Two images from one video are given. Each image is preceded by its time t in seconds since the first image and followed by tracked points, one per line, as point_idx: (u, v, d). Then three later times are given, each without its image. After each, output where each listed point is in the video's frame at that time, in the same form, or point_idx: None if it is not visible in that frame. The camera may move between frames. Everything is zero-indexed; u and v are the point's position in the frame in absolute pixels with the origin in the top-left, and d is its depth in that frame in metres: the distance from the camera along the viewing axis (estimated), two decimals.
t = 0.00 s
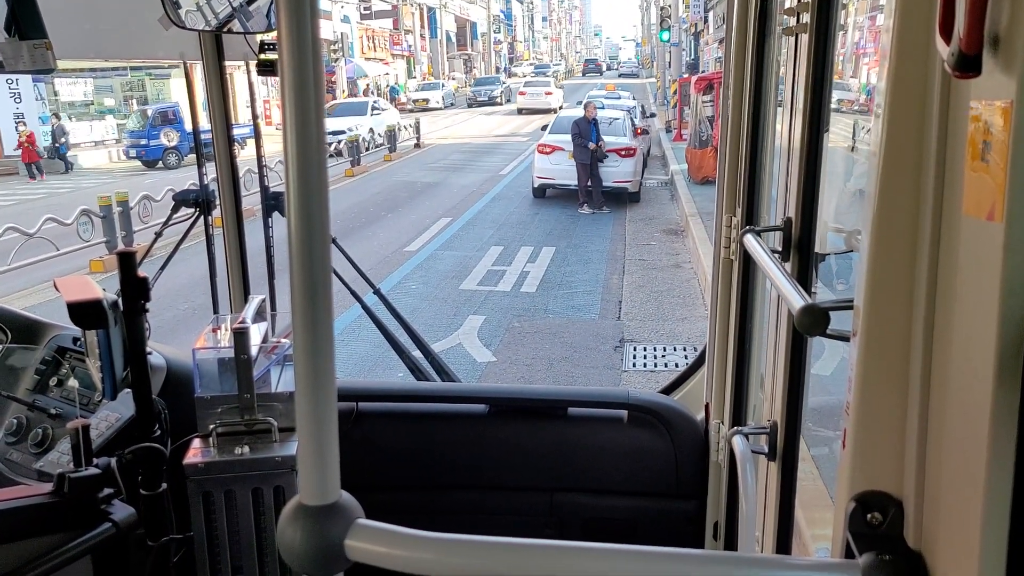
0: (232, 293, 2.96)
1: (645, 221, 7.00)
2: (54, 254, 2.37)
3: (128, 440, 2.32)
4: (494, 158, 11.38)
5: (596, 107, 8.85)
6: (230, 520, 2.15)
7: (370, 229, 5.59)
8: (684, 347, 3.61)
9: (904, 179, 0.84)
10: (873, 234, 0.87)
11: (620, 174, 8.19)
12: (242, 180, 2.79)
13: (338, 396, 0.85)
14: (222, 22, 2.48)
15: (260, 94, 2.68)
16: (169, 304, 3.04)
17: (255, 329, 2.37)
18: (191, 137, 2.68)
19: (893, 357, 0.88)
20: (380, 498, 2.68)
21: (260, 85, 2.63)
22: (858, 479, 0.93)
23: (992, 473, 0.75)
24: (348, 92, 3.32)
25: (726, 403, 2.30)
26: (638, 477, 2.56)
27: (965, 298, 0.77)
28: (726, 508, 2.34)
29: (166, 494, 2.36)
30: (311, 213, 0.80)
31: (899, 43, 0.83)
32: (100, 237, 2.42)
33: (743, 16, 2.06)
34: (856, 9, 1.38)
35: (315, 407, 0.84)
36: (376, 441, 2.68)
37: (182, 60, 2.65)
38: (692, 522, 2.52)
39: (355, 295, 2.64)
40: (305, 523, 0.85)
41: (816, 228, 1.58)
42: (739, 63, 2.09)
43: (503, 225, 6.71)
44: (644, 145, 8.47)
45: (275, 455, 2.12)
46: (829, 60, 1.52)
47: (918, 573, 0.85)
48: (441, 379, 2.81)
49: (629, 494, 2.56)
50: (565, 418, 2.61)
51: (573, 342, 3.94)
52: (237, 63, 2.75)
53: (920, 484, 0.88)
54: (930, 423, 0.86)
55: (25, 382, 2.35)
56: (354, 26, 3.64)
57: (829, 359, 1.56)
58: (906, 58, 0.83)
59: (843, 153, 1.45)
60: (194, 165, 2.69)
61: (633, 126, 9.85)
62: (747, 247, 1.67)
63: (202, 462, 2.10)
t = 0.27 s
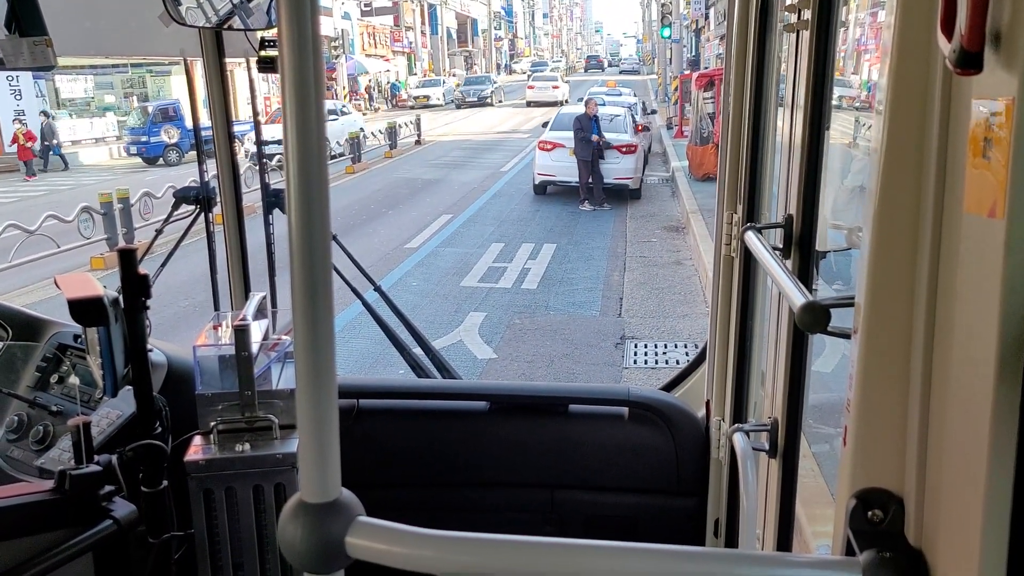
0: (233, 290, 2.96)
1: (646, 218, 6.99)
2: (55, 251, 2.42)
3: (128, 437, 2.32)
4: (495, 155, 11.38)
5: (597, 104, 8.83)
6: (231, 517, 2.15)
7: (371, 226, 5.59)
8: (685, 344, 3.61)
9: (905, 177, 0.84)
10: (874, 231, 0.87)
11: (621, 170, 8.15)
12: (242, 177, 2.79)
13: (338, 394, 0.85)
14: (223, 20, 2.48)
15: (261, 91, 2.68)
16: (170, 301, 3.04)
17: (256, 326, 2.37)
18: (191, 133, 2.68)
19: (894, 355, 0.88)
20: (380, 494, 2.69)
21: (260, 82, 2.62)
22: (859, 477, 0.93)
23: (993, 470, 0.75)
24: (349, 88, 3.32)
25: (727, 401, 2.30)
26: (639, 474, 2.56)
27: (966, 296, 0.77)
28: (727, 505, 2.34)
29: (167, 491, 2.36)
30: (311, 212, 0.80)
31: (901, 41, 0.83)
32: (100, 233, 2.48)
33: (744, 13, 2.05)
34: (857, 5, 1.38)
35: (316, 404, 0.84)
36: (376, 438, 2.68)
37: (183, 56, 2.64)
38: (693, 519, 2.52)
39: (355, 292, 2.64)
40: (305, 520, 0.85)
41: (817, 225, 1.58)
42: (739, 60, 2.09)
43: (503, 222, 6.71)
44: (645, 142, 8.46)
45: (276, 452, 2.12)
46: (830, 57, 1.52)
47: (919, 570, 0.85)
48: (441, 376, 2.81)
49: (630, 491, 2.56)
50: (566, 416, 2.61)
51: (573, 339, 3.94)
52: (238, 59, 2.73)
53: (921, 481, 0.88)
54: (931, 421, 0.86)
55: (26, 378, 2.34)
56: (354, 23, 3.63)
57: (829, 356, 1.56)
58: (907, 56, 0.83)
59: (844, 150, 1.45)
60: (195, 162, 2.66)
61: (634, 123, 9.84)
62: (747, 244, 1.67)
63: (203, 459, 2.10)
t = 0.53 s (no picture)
0: (233, 288, 2.96)
1: (646, 216, 6.99)
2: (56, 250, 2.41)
3: (128, 435, 2.32)
4: (495, 153, 11.37)
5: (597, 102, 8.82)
6: (232, 516, 2.15)
7: (372, 225, 5.59)
8: (685, 343, 3.61)
9: (905, 176, 0.84)
10: (874, 230, 0.87)
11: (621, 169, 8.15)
12: (242, 175, 2.79)
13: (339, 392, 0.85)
14: (223, 17, 2.47)
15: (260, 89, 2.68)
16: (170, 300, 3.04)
17: (256, 324, 2.37)
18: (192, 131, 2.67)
19: (894, 353, 0.88)
20: (380, 493, 2.69)
21: (260, 80, 2.62)
22: (859, 475, 0.93)
23: (993, 468, 0.75)
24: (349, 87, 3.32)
25: (727, 399, 2.30)
26: (639, 472, 2.56)
27: (966, 294, 0.77)
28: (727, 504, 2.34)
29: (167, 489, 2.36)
30: (312, 211, 0.80)
31: (901, 40, 0.83)
32: (100, 232, 2.52)
33: (744, 12, 2.05)
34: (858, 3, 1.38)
35: (316, 403, 0.84)
36: (376, 437, 2.68)
37: (183, 55, 2.65)
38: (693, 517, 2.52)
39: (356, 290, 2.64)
40: (305, 519, 0.85)
41: (817, 223, 1.58)
42: (739, 59, 2.09)
43: (503, 221, 6.71)
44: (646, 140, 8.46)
45: (277, 451, 2.12)
46: (830, 56, 1.52)
47: (919, 568, 0.85)
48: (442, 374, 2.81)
49: (630, 490, 2.56)
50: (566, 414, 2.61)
51: (573, 337, 3.95)
52: (238, 57, 2.74)
53: (921, 479, 0.88)
54: (931, 419, 0.86)
55: (26, 377, 2.35)
56: (354, 21, 3.63)
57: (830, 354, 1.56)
58: (907, 55, 0.83)
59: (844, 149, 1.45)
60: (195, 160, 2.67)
61: (634, 121, 9.84)
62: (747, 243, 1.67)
63: (203, 457, 2.10)
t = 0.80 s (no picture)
0: (233, 287, 2.96)
1: (646, 214, 6.99)
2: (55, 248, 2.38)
3: (128, 434, 2.32)
4: (495, 152, 11.37)
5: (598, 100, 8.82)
6: (232, 514, 2.15)
7: (372, 224, 5.59)
8: (685, 341, 3.61)
9: (905, 174, 0.84)
10: (876, 228, 0.87)
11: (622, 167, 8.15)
12: (243, 173, 2.79)
13: (339, 389, 0.85)
14: (223, 15, 2.47)
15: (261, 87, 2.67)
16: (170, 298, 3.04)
17: (256, 322, 2.37)
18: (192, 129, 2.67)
19: (894, 351, 0.88)
20: (380, 491, 2.69)
21: (261, 78, 2.62)
22: (860, 473, 0.93)
23: (994, 466, 0.75)
24: (349, 85, 3.32)
25: (727, 397, 2.30)
26: (639, 471, 2.56)
27: (968, 292, 0.77)
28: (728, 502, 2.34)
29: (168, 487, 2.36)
30: (313, 210, 0.80)
31: (902, 38, 0.83)
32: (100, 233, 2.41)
33: (745, 10, 2.05)
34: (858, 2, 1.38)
35: (317, 400, 0.84)
36: (377, 435, 2.68)
37: (184, 54, 2.64)
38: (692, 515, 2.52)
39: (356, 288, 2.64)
40: (306, 516, 0.85)
41: (817, 221, 1.58)
42: (740, 57, 2.09)
43: (504, 219, 6.71)
44: (646, 139, 8.45)
45: (277, 448, 2.12)
46: (831, 54, 1.52)
47: (920, 566, 0.85)
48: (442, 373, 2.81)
49: (630, 489, 2.57)
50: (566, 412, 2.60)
51: (573, 336, 3.95)
52: (239, 56, 2.72)
53: (922, 476, 0.88)
54: (932, 417, 0.86)
55: (27, 375, 2.33)
56: (354, 19, 3.63)
57: (830, 352, 1.56)
58: (908, 53, 0.83)
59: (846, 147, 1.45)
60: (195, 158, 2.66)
61: (634, 120, 9.83)
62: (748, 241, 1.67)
63: (204, 455, 2.10)
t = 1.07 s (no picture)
0: (233, 286, 2.96)
1: (647, 214, 6.99)
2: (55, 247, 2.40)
3: (129, 432, 2.33)
4: (496, 151, 11.37)
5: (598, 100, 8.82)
6: (233, 513, 2.15)
7: (373, 223, 5.59)
8: (685, 340, 3.61)
9: (907, 174, 0.84)
10: (876, 228, 0.87)
11: (622, 166, 8.14)
12: (243, 173, 2.79)
13: (339, 388, 0.85)
14: (224, 14, 2.47)
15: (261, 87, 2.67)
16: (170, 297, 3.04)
17: (256, 321, 2.37)
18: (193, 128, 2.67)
19: (895, 350, 0.88)
20: (381, 489, 2.69)
21: (261, 77, 2.62)
22: (860, 473, 0.93)
23: (994, 466, 0.75)
24: (350, 84, 3.32)
25: (727, 397, 2.30)
26: (640, 470, 2.56)
27: (968, 292, 0.77)
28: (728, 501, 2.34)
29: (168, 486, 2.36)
30: (314, 210, 0.80)
31: (903, 37, 0.83)
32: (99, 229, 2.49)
33: (746, 10, 2.05)
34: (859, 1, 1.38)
35: (317, 399, 0.84)
36: (377, 434, 2.68)
37: (184, 53, 2.64)
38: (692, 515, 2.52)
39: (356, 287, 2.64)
40: (306, 514, 0.85)
41: (818, 221, 1.58)
42: (741, 56, 2.09)
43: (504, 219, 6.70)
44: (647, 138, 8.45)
45: (278, 448, 2.12)
46: (831, 53, 1.52)
47: (920, 566, 0.86)
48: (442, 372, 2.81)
49: (630, 488, 2.57)
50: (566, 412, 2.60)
51: (574, 335, 3.95)
52: (239, 55, 2.73)
53: (922, 476, 0.88)
54: (932, 416, 0.86)
55: (27, 374, 2.32)
56: (354, 18, 3.63)
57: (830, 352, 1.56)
58: (909, 52, 0.83)
59: (847, 147, 1.44)
60: (196, 157, 2.67)
61: (635, 119, 9.83)
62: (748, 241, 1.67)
63: (204, 454, 2.10)
